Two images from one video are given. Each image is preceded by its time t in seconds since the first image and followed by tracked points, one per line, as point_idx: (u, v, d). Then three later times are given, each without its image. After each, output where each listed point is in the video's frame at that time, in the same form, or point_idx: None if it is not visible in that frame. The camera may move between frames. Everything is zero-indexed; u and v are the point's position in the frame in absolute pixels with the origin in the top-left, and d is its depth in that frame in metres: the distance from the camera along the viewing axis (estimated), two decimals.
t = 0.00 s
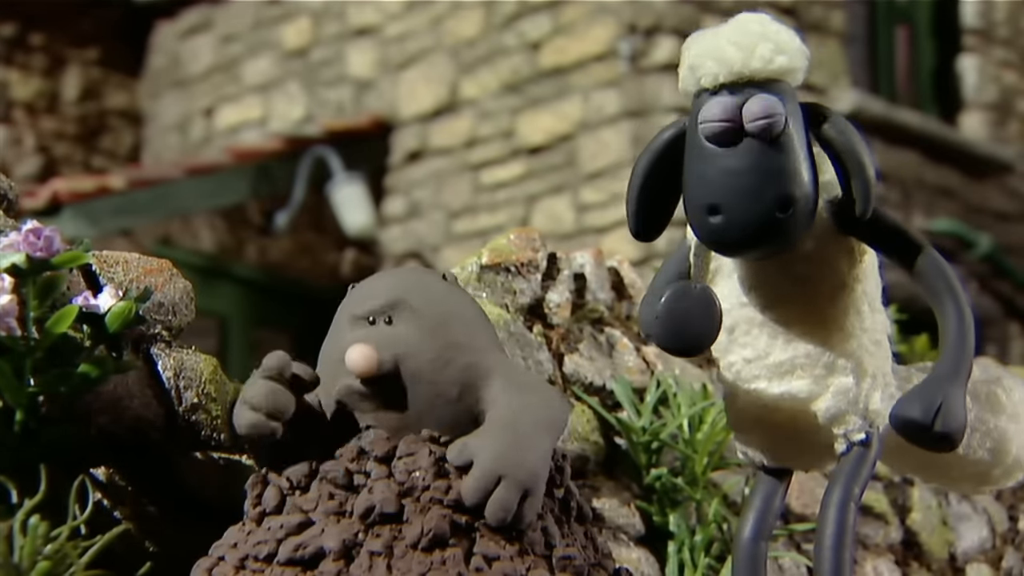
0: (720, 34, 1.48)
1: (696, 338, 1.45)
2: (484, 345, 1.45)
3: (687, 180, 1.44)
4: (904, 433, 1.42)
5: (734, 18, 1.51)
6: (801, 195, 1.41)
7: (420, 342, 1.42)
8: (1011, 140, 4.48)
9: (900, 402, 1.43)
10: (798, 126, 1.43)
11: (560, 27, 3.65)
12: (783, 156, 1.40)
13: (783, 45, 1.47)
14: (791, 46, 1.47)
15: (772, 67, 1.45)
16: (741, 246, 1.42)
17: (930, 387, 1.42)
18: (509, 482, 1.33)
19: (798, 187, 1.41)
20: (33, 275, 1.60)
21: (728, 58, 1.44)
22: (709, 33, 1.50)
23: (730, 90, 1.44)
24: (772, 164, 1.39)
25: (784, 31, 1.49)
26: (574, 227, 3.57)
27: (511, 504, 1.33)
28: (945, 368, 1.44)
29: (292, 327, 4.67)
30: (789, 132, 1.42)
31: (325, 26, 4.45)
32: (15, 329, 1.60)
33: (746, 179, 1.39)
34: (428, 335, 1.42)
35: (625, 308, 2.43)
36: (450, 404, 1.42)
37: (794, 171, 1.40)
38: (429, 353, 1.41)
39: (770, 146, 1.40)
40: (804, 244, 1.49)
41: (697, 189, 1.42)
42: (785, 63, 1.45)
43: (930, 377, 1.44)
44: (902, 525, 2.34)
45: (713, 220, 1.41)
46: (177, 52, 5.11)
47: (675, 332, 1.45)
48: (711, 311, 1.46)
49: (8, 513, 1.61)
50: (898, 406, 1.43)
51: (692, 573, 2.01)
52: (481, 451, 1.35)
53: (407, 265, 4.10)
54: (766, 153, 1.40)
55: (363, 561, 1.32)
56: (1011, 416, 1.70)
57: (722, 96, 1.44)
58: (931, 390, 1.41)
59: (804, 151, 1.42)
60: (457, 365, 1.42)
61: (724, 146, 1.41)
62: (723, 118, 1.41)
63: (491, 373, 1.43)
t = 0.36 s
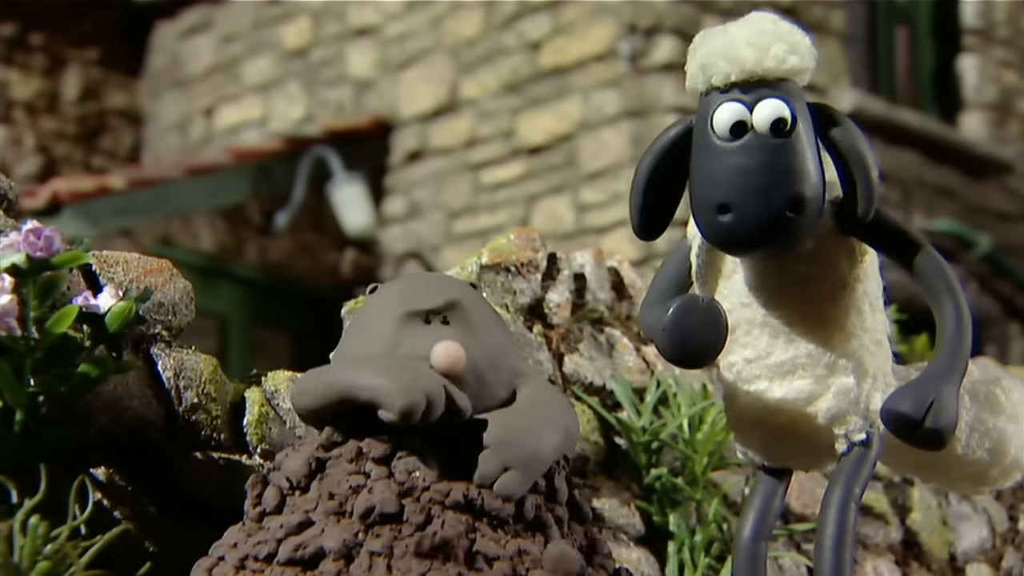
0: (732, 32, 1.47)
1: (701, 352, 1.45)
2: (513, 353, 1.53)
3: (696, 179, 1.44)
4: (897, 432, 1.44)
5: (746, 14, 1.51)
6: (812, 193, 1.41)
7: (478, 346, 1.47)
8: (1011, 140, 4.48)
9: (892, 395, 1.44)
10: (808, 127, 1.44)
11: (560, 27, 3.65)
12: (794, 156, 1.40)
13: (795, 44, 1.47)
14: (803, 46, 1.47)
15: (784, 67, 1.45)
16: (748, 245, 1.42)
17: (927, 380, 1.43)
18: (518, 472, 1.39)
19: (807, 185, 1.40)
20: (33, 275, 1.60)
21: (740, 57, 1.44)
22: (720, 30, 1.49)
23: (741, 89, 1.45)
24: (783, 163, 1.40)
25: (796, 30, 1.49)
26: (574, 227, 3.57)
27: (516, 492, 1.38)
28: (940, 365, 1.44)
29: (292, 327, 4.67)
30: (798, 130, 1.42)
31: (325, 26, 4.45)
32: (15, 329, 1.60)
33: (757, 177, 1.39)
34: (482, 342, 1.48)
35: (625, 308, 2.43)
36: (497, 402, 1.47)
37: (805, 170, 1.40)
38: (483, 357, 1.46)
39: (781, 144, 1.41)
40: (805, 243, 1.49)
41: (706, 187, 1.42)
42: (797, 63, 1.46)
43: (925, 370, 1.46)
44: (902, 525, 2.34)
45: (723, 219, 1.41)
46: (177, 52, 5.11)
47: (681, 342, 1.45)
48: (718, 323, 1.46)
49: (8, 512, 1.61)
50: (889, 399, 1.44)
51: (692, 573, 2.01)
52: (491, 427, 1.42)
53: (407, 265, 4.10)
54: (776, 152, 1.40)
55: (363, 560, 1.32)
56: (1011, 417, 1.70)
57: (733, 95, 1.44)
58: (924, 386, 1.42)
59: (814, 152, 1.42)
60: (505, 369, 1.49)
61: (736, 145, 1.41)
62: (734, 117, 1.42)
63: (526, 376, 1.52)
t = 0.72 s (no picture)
0: (725, 30, 1.48)
1: (700, 352, 1.45)
2: (513, 353, 1.53)
3: (689, 175, 1.45)
4: (897, 432, 1.44)
5: (743, 12, 1.52)
6: (805, 190, 1.41)
7: (476, 346, 1.47)
8: (1011, 140, 4.48)
9: (891, 396, 1.44)
10: (804, 123, 1.43)
11: (560, 26, 3.65)
12: (787, 151, 1.40)
13: (788, 41, 1.47)
14: (796, 43, 1.47)
15: (777, 63, 1.45)
16: (743, 242, 1.42)
17: (927, 381, 1.43)
18: (518, 472, 1.39)
19: (800, 182, 1.40)
20: (33, 275, 1.61)
21: (732, 53, 1.45)
22: (714, 28, 1.50)
23: (733, 86, 1.45)
24: (775, 159, 1.40)
25: (789, 28, 1.49)
26: (574, 227, 3.57)
27: (517, 492, 1.39)
28: (938, 365, 1.45)
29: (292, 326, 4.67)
30: (791, 127, 1.42)
31: (325, 26, 4.45)
32: (15, 329, 1.60)
33: (749, 173, 1.39)
34: (480, 342, 1.48)
35: (625, 308, 2.43)
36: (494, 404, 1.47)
37: (799, 166, 1.40)
38: (481, 357, 1.46)
39: (774, 140, 1.41)
40: (804, 243, 1.49)
41: (699, 183, 1.42)
42: (789, 59, 1.46)
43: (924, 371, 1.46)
44: (901, 525, 2.34)
45: (715, 215, 1.41)
46: (177, 52, 5.11)
47: (680, 343, 1.45)
48: (717, 324, 1.46)
49: (9, 512, 1.61)
50: (889, 399, 1.45)
51: (691, 573, 2.01)
52: (490, 426, 1.42)
53: (407, 265, 4.10)
54: (769, 147, 1.40)
55: (363, 561, 1.32)
56: (1011, 416, 1.70)
57: (725, 91, 1.45)
58: (924, 386, 1.42)
59: (809, 149, 1.42)
60: (504, 368, 1.49)
61: (728, 140, 1.41)
62: (726, 112, 1.42)
63: (526, 375, 1.52)
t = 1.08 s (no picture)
0: (689, 43, 1.45)
1: (697, 309, 1.44)
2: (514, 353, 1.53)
3: (671, 190, 1.45)
4: (921, 382, 1.45)
5: (705, 22, 1.50)
6: (788, 198, 1.42)
7: (477, 347, 1.47)
8: (1011, 140, 4.48)
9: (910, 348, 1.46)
10: (778, 132, 1.45)
11: (560, 27, 3.65)
12: (766, 162, 1.41)
13: (753, 47, 1.45)
14: (761, 48, 1.46)
15: (746, 70, 1.43)
16: (731, 253, 1.43)
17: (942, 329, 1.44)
18: (517, 472, 1.39)
19: (782, 190, 1.41)
20: (34, 275, 1.61)
21: (699, 66, 1.42)
22: (675, 42, 1.48)
23: (705, 99, 1.43)
24: (755, 171, 1.41)
25: (751, 33, 1.48)
26: (574, 227, 3.57)
27: (516, 492, 1.39)
28: (956, 300, 1.45)
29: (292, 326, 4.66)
30: (768, 135, 1.43)
31: (325, 26, 4.45)
32: (15, 330, 1.60)
33: (732, 187, 1.40)
34: (482, 342, 1.48)
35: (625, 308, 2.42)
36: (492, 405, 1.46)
37: (778, 176, 1.42)
38: (481, 359, 1.47)
39: (752, 150, 1.41)
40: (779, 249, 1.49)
41: (682, 200, 1.43)
42: (757, 64, 1.44)
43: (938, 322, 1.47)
44: (902, 525, 2.34)
45: (702, 231, 1.42)
46: (177, 52, 5.12)
47: (677, 304, 1.45)
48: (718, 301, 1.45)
49: (9, 512, 1.61)
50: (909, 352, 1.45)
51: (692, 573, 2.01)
52: (494, 427, 1.43)
53: (407, 265, 4.10)
54: (747, 160, 1.40)
55: (364, 560, 1.32)
56: (1006, 436, 1.72)
57: (698, 105, 1.43)
58: (941, 332, 1.44)
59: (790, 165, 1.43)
60: (503, 369, 1.49)
61: (707, 155, 1.41)
62: (699, 125, 1.41)
63: (526, 374, 1.52)
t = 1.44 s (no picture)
0: (682, 41, 1.46)
1: (705, 323, 1.43)
2: (511, 352, 1.53)
3: (666, 191, 1.45)
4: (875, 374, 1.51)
5: (697, 22, 1.51)
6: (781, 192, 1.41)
7: (477, 349, 1.47)
8: (1011, 140, 4.48)
9: (871, 343, 1.51)
10: (772, 127, 1.44)
11: (560, 27, 3.65)
12: (760, 156, 1.41)
13: (746, 44, 1.46)
14: (755, 46, 1.46)
15: (738, 67, 1.44)
16: (728, 251, 1.42)
17: (900, 330, 1.48)
18: (518, 471, 1.40)
19: (776, 184, 1.41)
20: (34, 275, 1.61)
21: (692, 64, 1.43)
22: (668, 42, 1.49)
23: (699, 99, 1.44)
24: (750, 164, 1.40)
25: (744, 31, 1.48)
26: (574, 228, 3.57)
27: (516, 492, 1.39)
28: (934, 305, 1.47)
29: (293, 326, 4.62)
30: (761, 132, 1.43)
31: (325, 26, 4.45)
32: (15, 329, 1.60)
33: (726, 182, 1.39)
34: (481, 343, 1.48)
35: (625, 308, 2.41)
36: (494, 405, 1.46)
37: (773, 170, 1.41)
38: (482, 359, 1.47)
39: (745, 146, 1.41)
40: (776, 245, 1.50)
41: (678, 198, 1.42)
42: (750, 62, 1.45)
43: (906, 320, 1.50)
44: (902, 525, 2.33)
45: (697, 228, 1.41)
46: (176, 52, 5.12)
47: (684, 317, 1.45)
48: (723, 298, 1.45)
49: (9, 512, 1.61)
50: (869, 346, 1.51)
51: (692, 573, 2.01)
52: (490, 429, 1.43)
53: (407, 265, 4.10)
54: (741, 154, 1.40)
55: (364, 560, 1.32)
56: (1001, 456, 1.69)
57: (690, 105, 1.44)
58: (898, 334, 1.47)
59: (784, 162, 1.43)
60: (504, 370, 1.49)
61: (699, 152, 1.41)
62: (696, 125, 1.42)
63: (525, 374, 1.52)
